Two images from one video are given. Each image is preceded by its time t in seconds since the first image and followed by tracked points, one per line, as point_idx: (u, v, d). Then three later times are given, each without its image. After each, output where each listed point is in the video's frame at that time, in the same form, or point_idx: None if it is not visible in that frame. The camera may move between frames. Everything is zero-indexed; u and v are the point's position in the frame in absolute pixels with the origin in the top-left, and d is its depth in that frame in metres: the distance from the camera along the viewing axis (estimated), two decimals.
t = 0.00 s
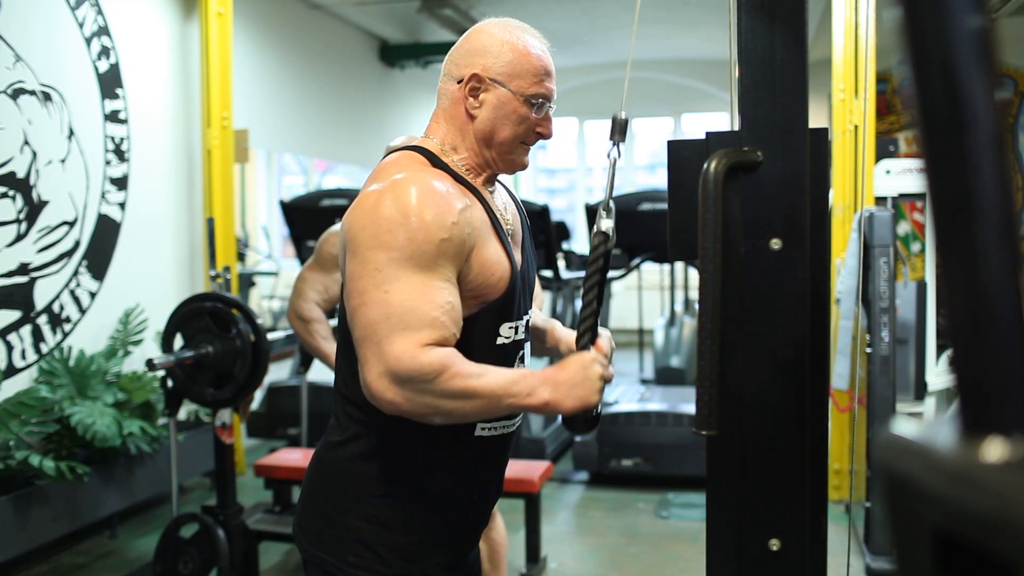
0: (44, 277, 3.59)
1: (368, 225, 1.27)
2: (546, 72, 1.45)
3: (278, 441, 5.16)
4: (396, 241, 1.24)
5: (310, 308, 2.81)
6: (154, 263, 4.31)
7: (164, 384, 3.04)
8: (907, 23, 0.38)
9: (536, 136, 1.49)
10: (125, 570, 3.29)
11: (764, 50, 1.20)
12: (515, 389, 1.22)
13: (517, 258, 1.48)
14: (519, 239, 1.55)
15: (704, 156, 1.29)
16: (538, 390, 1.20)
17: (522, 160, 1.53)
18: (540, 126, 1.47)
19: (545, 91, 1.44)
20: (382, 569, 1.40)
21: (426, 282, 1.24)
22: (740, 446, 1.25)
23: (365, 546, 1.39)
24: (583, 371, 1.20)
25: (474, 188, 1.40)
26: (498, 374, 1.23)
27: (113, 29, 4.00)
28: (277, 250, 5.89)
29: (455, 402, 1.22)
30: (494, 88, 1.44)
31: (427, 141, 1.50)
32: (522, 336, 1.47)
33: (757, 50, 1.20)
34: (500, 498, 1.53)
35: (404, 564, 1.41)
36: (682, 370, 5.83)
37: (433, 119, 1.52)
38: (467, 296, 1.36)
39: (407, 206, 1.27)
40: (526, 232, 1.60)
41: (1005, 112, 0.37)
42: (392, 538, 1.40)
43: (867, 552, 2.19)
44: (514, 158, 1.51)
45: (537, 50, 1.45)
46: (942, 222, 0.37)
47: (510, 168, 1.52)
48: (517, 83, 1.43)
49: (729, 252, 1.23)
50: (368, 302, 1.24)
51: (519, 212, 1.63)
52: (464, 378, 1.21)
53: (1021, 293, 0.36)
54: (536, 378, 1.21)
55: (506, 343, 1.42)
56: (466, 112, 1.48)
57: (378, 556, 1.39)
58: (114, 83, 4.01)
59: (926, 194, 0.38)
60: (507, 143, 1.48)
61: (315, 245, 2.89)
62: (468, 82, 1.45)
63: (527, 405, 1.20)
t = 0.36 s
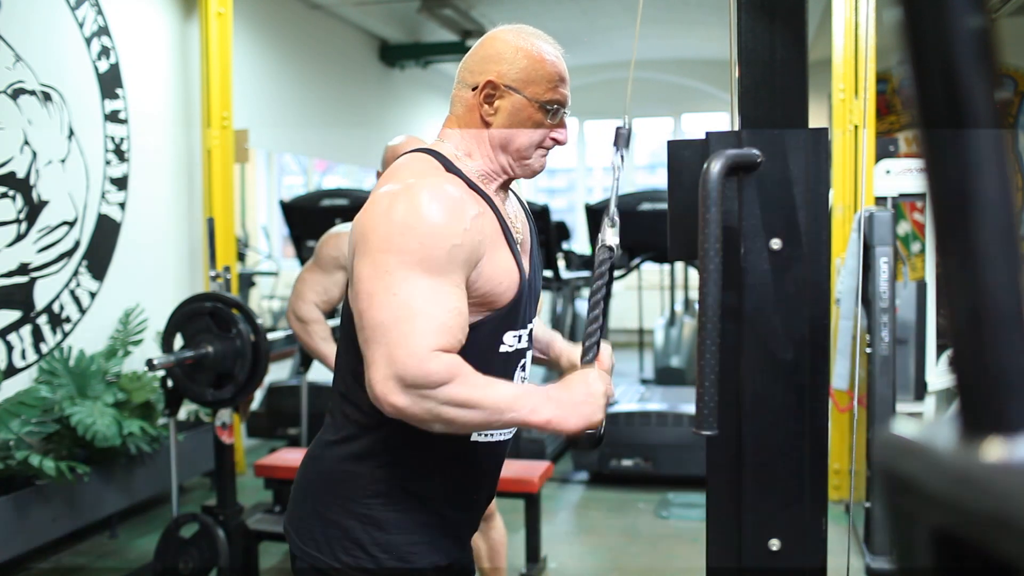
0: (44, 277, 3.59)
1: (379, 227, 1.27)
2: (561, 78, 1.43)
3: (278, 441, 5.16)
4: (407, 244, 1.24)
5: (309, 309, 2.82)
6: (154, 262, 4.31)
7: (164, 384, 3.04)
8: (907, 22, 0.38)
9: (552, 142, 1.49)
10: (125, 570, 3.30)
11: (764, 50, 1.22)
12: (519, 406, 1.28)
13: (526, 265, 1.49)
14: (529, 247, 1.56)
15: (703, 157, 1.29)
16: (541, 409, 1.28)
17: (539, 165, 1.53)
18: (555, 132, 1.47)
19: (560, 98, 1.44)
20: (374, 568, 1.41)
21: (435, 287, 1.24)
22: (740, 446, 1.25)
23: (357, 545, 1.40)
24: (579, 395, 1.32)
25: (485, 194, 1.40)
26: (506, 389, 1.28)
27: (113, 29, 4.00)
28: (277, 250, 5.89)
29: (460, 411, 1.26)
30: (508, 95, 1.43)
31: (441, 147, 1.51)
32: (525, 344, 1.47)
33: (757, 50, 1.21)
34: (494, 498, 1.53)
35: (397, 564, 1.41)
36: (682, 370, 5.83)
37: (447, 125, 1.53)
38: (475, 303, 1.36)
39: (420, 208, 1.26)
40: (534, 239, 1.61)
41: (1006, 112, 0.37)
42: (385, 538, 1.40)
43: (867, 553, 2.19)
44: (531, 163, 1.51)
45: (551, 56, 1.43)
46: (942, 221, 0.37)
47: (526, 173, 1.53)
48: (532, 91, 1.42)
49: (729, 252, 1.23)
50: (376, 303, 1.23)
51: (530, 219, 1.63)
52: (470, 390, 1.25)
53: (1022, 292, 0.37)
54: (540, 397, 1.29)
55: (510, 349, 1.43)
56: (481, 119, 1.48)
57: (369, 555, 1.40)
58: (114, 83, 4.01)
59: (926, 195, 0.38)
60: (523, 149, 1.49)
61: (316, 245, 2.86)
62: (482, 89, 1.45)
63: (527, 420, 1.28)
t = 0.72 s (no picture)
0: (44, 277, 3.59)
1: (373, 223, 1.27)
2: (544, 66, 1.45)
3: (278, 441, 5.16)
4: (401, 242, 1.25)
5: (309, 308, 2.81)
6: (154, 262, 4.31)
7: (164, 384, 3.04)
8: (907, 24, 0.38)
9: (541, 132, 1.49)
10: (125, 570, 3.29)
11: (764, 50, 1.20)
12: (469, 495, 1.28)
13: (520, 262, 1.49)
14: (523, 242, 1.55)
15: (704, 156, 1.29)
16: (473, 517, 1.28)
17: (529, 158, 1.52)
18: (542, 121, 1.47)
19: (546, 86, 1.45)
20: (375, 570, 1.40)
21: (427, 287, 1.25)
22: (741, 446, 1.25)
23: (358, 547, 1.39)
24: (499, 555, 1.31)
25: (478, 188, 1.40)
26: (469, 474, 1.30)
27: (113, 29, 4.00)
28: (277, 250, 5.89)
29: (425, 444, 1.25)
30: (493, 87, 1.44)
31: (430, 143, 1.49)
32: (522, 340, 1.45)
33: (757, 51, 1.20)
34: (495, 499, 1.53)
35: (398, 565, 1.40)
36: (682, 370, 5.83)
37: (435, 123, 1.51)
38: (467, 299, 1.35)
39: (414, 205, 1.26)
40: (530, 235, 1.59)
41: (1006, 112, 0.37)
42: (386, 539, 1.39)
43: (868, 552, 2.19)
44: (520, 155, 1.50)
45: (534, 46, 1.46)
46: (942, 222, 0.37)
47: (516, 167, 1.52)
48: (516, 80, 1.43)
49: (729, 251, 1.23)
50: (372, 300, 1.25)
51: (523, 216, 1.62)
52: (446, 433, 1.26)
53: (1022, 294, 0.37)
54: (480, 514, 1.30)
55: (506, 346, 1.40)
56: (468, 113, 1.48)
57: (371, 556, 1.39)
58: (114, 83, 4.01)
59: (926, 194, 0.38)
60: (512, 142, 1.48)
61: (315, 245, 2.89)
62: (467, 83, 1.45)
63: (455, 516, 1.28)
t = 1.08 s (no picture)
0: (44, 277, 3.59)
1: (372, 223, 1.27)
2: (543, 66, 1.45)
3: (277, 441, 5.17)
4: (400, 241, 1.25)
5: (310, 308, 2.81)
6: (154, 262, 4.31)
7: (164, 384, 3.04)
8: (907, 24, 0.38)
9: (539, 131, 1.49)
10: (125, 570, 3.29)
11: (764, 50, 1.20)
12: (471, 491, 1.28)
13: (517, 262, 1.49)
14: (520, 242, 1.55)
15: (703, 156, 1.29)
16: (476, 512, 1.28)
17: (527, 158, 1.52)
18: (540, 120, 1.47)
19: (544, 85, 1.45)
20: (376, 570, 1.40)
21: (426, 286, 1.25)
22: (740, 446, 1.25)
23: (358, 546, 1.39)
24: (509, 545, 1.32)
25: (476, 189, 1.40)
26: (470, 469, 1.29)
27: (113, 29, 4.00)
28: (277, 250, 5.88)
29: (425, 443, 1.25)
30: (491, 86, 1.44)
31: (428, 142, 1.49)
32: (520, 340, 1.46)
33: (757, 51, 1.20)
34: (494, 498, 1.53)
35: (398, 565, 1.41)
36: (682, 370, 5.83)
37: (433, 121, 1.51)
38: (465, 301, 1.35)
39: (412, 205, 1.26)
40: (527, 235, 1.59)
41: (1005, 112, 0.37)
42: (387, 539, 1.39)
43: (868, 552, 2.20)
44: (518, 155, 1.50)
45: (532, 46, 1.46)
46: (941, 222, 0.37)
47: (514, 167, 1.52)
48: (515, 79, 1.43)
49: (729, 251, 1.23)
50: (371, 300, 1.25)
51: (521, 215, 1.62)
52: (447, 431, 1.26)
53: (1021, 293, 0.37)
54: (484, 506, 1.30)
55: (504, 347, 1.41)
56: (466, 112, 1.47)
57: (371, 556, 1.39)
58: (114, 83, 4.01)
59: (926, 193, 0.38)
60: (510, 141, 1.48)
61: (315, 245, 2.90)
62: (465, 82, 1.45)
63: (462, 512, 1.27)
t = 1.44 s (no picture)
0: (44, 277, 3.59)
1: (367, 224, 1.27)
2: (539, 66, 1.45)
3: (278, 441, 5.17)
4: (396, 241, 1.25)
5: (310, 309, 2.81)
6: (154, 262, 4.31)
7: (164, 384, 3.05)
8: (907, 24, 0.38)
9: (534, 131, 1.49)
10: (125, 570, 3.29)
11: (764, 50, 1.20)
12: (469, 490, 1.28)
13: (514, 262, 1.48)
14: (516, 242, 1.55)
15: (703, 156, 1.29)
16: (475, 512, 1.28)
17: (522, 157, 1.52)
18: (536, 120, 1.47)
19: (540, 85, 1.45)
20: (376, 570, 1.40)
21: (423, 286, 1.25)
22: (741, 446, 1.25)
23: (358, 546, 1.39)
24: (512, 540, 1.32)
25: (472, 189, 1.40)
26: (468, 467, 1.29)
27: (113, 29, 4.00)
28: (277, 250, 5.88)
29: (423, 442, 1.25)
30: (488, 85, 1.44)
31: (424, 142, 1.49)
32: (517, 340, 1.46)
33: (758, 51, 1.20)
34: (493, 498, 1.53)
35: (399, 565, 1.41)
36: (682, 370, 5.83)
37: (429, 120, 1.51)
38: (462, 301, 1.35)
39: (408, 205, 1.26)
40: (522, 235, 1.59)
41: (1005, 112, 0.37)
42: (387, 539, 1.39)
43: (867, 552, 2.20)
44: (513, 155, 1.50)
45: (528, 45, 1.46)
46: (942, 222, 0.37)
47: (509, 166, 1.52)
48: (511, 79, 1.43)
49: (729, 251, 1.23)
50: (367, 301, 1.25)
51: (516, 215, 1.62)
52: (444, 430, 1.26)
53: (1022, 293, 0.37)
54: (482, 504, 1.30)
55: (501, 346, 1.41)
56: (461, 111, 1.47)
57: (372, 556, 1.39)
58: (114, 83, 4.01)
59: (926, 194, 0.38)
60: (505, 141, 1.48)
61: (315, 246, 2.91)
62: (461, 81, 1.45)
63: (459, 509, 1.27)
